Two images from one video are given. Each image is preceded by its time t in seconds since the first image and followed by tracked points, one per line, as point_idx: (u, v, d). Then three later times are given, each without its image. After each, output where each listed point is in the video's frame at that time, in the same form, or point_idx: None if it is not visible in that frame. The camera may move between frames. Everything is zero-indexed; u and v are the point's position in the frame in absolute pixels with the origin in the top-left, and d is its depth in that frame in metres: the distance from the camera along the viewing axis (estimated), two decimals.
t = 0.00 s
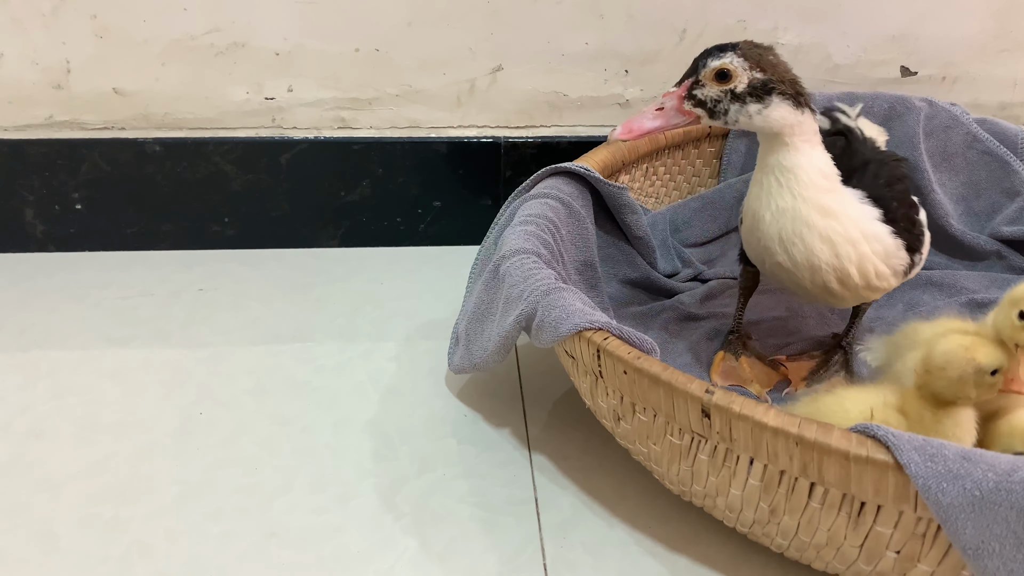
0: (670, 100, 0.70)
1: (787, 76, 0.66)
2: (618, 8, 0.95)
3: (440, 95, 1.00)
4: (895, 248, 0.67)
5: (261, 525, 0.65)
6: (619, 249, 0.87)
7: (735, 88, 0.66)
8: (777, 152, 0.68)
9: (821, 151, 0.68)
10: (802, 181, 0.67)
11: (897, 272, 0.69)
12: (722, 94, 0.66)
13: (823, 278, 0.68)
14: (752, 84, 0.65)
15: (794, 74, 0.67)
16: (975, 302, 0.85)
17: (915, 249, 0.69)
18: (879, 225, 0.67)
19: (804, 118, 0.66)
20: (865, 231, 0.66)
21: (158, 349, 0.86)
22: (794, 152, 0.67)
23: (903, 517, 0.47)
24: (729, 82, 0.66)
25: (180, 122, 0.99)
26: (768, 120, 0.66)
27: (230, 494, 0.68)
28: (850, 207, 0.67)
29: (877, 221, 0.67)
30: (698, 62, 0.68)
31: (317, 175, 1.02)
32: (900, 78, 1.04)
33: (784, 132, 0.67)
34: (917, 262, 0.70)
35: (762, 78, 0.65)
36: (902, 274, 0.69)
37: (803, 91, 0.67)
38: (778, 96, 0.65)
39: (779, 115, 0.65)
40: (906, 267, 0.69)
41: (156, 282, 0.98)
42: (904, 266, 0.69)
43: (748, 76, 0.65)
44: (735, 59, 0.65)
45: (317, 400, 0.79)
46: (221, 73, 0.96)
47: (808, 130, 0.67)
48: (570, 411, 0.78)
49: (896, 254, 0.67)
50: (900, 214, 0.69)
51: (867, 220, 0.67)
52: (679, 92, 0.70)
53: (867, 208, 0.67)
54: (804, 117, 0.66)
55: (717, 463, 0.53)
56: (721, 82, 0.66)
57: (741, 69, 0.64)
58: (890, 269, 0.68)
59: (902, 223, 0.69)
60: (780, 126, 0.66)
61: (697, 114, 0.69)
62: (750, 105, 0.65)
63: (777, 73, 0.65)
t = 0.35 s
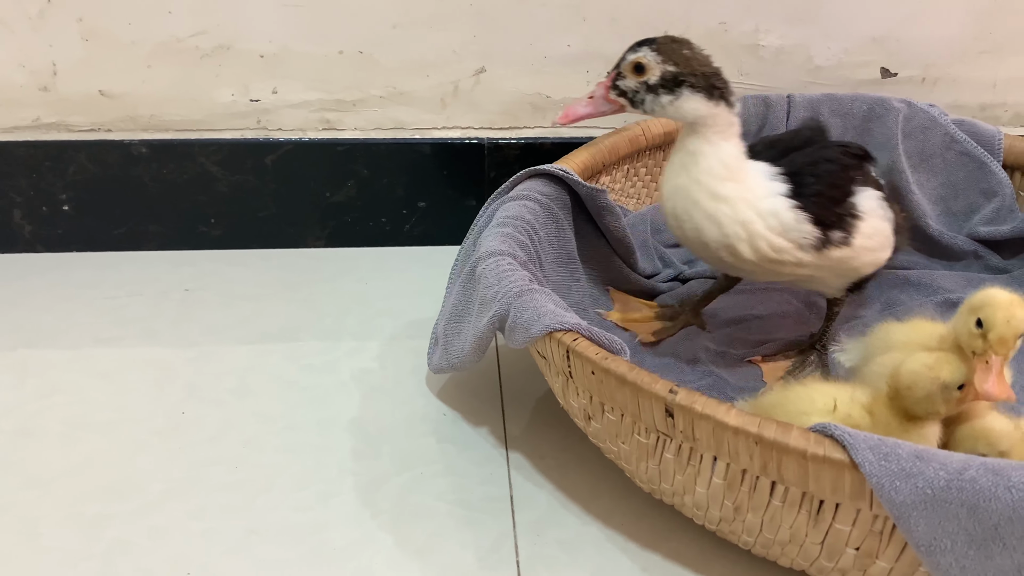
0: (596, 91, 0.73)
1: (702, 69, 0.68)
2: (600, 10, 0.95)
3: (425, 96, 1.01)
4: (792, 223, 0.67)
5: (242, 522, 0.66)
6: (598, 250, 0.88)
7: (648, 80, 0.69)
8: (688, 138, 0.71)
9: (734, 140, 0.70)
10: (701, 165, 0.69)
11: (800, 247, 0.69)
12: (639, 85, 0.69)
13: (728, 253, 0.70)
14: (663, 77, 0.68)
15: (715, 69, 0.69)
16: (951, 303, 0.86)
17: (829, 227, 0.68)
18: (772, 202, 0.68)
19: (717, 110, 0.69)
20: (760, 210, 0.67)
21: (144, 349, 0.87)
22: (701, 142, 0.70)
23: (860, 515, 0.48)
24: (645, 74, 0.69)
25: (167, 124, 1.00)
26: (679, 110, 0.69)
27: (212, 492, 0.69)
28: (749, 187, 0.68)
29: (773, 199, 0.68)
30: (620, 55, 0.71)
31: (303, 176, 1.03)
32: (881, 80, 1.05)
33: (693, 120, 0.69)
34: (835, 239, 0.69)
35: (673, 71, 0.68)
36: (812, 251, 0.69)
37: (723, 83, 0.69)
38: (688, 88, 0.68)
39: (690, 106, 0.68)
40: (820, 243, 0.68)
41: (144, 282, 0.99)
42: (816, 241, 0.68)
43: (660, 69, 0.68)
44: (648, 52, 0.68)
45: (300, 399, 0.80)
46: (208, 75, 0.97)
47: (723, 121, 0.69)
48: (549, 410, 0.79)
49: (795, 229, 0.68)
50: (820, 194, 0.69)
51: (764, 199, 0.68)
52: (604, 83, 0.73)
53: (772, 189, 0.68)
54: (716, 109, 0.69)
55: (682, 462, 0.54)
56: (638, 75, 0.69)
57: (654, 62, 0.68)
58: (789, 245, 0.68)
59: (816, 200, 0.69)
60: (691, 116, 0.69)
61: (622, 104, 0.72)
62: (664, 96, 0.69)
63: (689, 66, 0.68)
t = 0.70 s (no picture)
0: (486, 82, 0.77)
1: (573, 61, 0.72)
2: (595, 9, 0.95)
3: (419, 95, 1.01)
4: (636, 210, 0.69)
5: (234, 521, 0.66)
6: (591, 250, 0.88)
7: (525, 71, 0.73)
8: (558, 127, 0.74)
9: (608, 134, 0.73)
10: (564, 152, 0.72)
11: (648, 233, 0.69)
12: (518, 75, 0.73)
13: (594, 237, 0.72)
14: (536, 68, 0.72)
15: (587, 63, 0.73)
16: (945, 302, 0.86)
17: (675, 212, 0.68)
18: (614, 185, 0.70)
19: (585, 101, 0.72)
20: (609, 196, 0.70)
21: (137, 348, 0.87)
22: (570, 130, 0.73)
23: (850, 515, 0.48)
24: (523, 65, 0.73)
25: (161, 123, 1.00)
26: (552, 100, 0.73)
27: (204, 491, 0.69)
28: (607, 175, 0.70)
29: (626, 185, 0.70)
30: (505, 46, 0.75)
31: (298, 175, 1.03)
32: (876, 79, 1.05)
33: (565, 111, 0.73)
34: (683, 226, 0.68)
35: (545, 63, 0.72)
36: (660, 237, 0.69)
37: (594, 76, 0.72)
38: (559, 80, 0.72)
39: (562, 96, 0.72)
40: (665, 229, 0.68)
41: (138, 281, 0.99)
42: (660, 227, 0.68)
43: (535, 61, 0.72)
44: (525, 46, 0.72)
45: (293, 398, 0.80)
46: (201, 74, 0.97)
47: (592, 112, 0.72)
48: (543, 410, 0.79)
49: (639, 216, 0.69)
50: (668, 180, 0.70)
51: (617, 186, 0.70)
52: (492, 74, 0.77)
53: (620, 175, 0.70)
54: (585, 100, 0.72)
55: (673, 462, 0.54)
56: (517, 66, 0.73)
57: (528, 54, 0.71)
58: (634, 230, 0.69)
59: (660, 186, 0.69)
60: (562, 106, 0.73)
61: (508, 94, 0.76)
62: (538, 86, 0.73)
63: (559, 58, 0.72)
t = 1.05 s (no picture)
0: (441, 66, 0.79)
1: (522, 42, 0.74)
2: (586, 7, 0.95)
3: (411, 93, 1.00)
4: (599, 198, 0.69)
5: (224, 520, 0.66)
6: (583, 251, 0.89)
7: (477, 53, 0.75)
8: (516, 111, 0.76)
9: (568, 122, 0.75)
10: (526, 140, 0.74)
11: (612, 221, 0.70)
12: (471, 57, 0.75)
13: (561, 225, 0.73)
14: (487, 49, 0.74)
15: (539, 44, 0.75)
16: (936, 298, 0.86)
17: (630, 197, 0.68)
18: (575, 172, 0.71)
19: (535, 81, 0.74)
20: (574, 184, 0.70)
21: (129, 347, 0.87)
22: (528, 115, 0.75)
23: (837, 509, 0.48)
24: (474, 46, 0.75)
25: (152, 121, 1.00)
26: (504, 80, 0.75)
27: (195, 490, 0.69)
28: (569, 160, 0.71)
29: (591, 176, 0.70)
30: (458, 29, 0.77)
31: (289, 173, 1.02)
32: (868, 76, 1.05)
33: (517, 90, 0.75)
34: (641, 211, 0.68)
35: (495, 44, 0.74)
36: (620, 224, 0.70)
37: (546, 56, 0.74)
38: (509, 60, 0.74)
39: (513, 76, 0.74)
40: (625, 215, 0.69)
41: (130, 280, 0.99)
42: (620, 214, 0.69)
43: (486, 42, 0.74)
44: (476, 28, 0.74)
45: (284, 397, 0.80)
46: (193, 72, 0.97)
47: (544, 92, 0.74)
48: (534, 407, 0.79)
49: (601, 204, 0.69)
50: (623, 165, 0.70)
51: (580, 173, 0.70)
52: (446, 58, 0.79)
53: (584, 162, 0.71)
54: (535, 79, 0.74)
55: (662, 457, 0.54)
56: (469, 48, 0.75)
57: (479, 36, 0.73)
58: (599, 218, 0.70)
59: (617, 171, 0.70)
60: (517, 88, 0.75)
61: (463, 76, 0.78)
62: (490, 66, 0.75)
63: (510, 39, 0.74)
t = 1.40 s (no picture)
0: (409, 94, 0.78)
1: (491, 54, 0.74)
2: (567, 7, 0.95)
3: (392, 94, 1.00)
4: (556, 217, 0.69)
5: (200, 524, 0.66)
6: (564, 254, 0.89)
7: (449, 74, 0.74)
8: (482, 125, 0.75)
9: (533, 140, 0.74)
10: (487, 150, 0.73)
11: (566, 241, 0.70)
12: (442, 79, 0.75)
13: (521, 238, 0.73)
14: (460, 68, 0.74)
15: (507, 55, 0.75)
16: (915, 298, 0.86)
17: (589, 223, 0.68)
18: (530, 189, 0.70)
19: (510, 91, 0.74)
20: (529, 199, 0.70)
21: (108, 350, 0.86)
22: (494, 123, 0.75)
23: (806, 511, 0.48)
24: (445, 67, 0.74)
25: (133, 123, 0.99)
26: (480, 95, 0.74)
27: (170, 494, 0.69)
28: (528, 176, 0.70)
29: (546, 190, 0.70)
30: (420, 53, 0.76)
31: (271, 174, 1.02)
32: (849, 77, 1.05)
33: (491, 105, 0.75)
34: (599, 239, 0.68)
35: (467, 61, 0.73)
36: (578, 247, 0.70)
37: (516, 66, 0.75)
38: (485, 74, 0.73)
39: (489, 90, 0.74)
40: (582, 240, 0.69)
41: (111, 283, 0.99)
42: (577, 238, 0.69)
43: (457, 60, 0.74)
44: (444, 49, 0.74)
45: (262, 400, 0.79)
46: (173, 74, 0.96)
47: (517, 104, 0.74)
48: (513, 409, 0.79)
49: (556, 223, 0.69)
50: (586, 191, 0.69)
51: (537, 190, 0.70)
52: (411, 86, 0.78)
53: (543, 178, 0.70)
54: (510, 90, 0.74)
55: (633, 459, 0.54)
56: (439, 70, 0.75)
57: (448, 56, 0.73)
58: (556, 237, 0.70)
59: (578, 195, 0.69)
60: (489, 100, 0.74)
61: (436, 100, 0.77)
62: (466, 84, 0.74)
63: (481, 53, 0.74)
